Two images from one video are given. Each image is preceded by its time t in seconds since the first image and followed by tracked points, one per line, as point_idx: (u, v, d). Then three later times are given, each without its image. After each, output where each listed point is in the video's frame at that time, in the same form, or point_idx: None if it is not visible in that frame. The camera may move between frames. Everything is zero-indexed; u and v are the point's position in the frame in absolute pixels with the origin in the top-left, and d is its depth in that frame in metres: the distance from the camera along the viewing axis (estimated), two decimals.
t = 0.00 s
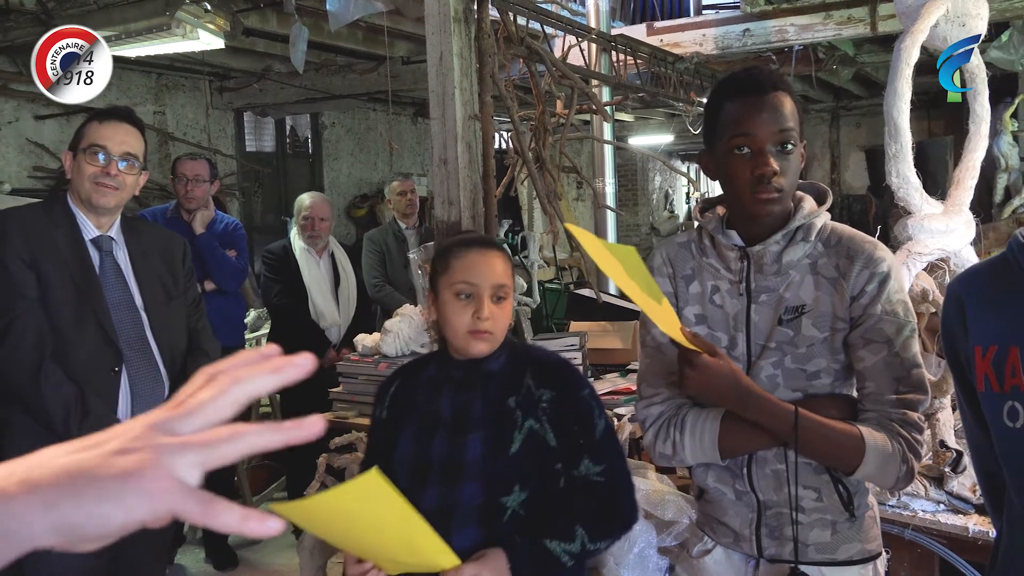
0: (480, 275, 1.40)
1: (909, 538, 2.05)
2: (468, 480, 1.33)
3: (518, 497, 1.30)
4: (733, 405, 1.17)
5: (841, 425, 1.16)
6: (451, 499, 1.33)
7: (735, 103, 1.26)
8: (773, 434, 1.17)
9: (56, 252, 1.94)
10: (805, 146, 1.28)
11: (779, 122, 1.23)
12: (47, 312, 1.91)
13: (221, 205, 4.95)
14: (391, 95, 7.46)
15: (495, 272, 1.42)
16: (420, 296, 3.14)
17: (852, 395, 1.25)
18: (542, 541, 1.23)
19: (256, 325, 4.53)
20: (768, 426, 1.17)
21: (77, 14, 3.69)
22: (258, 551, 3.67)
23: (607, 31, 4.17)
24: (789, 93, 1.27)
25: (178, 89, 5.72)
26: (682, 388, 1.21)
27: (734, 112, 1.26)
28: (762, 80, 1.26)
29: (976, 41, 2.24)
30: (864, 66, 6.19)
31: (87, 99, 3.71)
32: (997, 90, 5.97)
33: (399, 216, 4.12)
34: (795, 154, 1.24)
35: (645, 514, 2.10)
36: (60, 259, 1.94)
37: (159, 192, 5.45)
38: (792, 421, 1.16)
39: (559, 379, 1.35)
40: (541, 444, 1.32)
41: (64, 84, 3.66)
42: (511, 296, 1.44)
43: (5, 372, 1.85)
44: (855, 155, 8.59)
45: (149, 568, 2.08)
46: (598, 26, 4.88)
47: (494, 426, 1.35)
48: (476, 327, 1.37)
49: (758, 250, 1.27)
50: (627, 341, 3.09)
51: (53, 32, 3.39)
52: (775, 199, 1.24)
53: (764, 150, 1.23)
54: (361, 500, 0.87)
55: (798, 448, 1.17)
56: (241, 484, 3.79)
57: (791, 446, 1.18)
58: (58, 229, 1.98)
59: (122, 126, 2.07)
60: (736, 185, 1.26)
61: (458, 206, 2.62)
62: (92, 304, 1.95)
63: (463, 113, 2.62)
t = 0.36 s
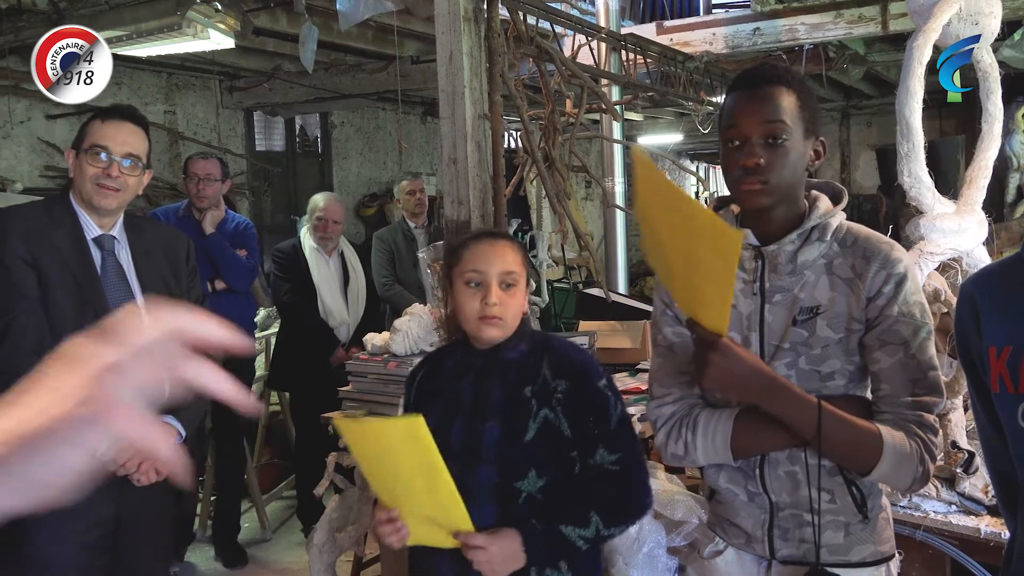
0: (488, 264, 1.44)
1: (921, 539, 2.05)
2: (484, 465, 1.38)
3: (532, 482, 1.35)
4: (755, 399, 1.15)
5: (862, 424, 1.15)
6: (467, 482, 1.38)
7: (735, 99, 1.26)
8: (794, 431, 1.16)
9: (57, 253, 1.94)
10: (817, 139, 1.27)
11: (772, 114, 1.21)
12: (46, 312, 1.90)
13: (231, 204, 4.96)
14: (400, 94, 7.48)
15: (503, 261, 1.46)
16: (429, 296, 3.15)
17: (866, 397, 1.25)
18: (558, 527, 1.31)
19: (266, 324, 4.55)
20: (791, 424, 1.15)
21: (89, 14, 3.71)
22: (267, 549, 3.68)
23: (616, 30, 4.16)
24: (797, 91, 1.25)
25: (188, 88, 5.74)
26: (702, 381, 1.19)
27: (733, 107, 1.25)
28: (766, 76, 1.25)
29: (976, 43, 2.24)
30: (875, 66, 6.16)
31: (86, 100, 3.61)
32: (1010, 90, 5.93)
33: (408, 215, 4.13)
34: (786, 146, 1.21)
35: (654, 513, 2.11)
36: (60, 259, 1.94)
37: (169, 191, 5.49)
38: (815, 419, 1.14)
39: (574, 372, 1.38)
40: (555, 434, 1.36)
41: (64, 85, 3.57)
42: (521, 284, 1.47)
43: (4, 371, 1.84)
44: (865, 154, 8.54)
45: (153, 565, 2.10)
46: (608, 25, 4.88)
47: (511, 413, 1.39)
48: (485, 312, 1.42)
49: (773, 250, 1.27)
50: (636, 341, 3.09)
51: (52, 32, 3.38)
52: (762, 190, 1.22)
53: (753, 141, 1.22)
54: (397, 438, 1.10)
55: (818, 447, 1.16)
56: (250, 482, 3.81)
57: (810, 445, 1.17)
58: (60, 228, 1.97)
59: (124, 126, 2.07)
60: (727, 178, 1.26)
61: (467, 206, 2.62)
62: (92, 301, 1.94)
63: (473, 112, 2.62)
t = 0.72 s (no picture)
0: (478, 254, 1.44)
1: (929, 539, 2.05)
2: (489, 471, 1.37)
3: (538, 487, 1.36)
4: (766, 399, 1.15)
5: (873, 424, 1.15)
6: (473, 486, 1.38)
7: (746, 97, 1.26)
8: (805, 431, 1.16)
9: (51, 254, 1.93)
10: (830, 136, 1.26)
11: (780, 113, 1.21)
12: (41, 316, 1.91)
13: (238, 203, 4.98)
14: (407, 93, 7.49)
15: (495, 251, 1.43)
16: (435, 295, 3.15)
17: (879, 397, 1.25)
18: (564, 531, 1.32)
19: (272, 323, 4.56)
20: (801, 425, 1.15)
21: (96, 14, 3.73)
22: (273, 547, 3.69)
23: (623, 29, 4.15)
24: (808, 90, 1.24)
25: (195, 88, 5.75)
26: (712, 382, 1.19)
27: (743, 106, 1.25)
28: (776, 74, 1.24)
29: (977, 42, 2.25)
30: (882, 65, 6.15)
31: (86, 99, 3.68)
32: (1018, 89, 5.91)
33: (414, 215, 4.12)
34: (794, 144, 1.21)
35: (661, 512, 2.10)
36: (54, 261, 1.93)
37: (176, 191, 5.51)
38: (826, 420, 1.14)
39: (577, 372, 1.37)
40: (561, 437, 1.36)
41: (64, 85, 3.63)
42: (516, 275, 1.44)
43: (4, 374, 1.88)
44: (872, 154, 8.53)
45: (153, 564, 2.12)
46: (615, 24, 4.87)
47: (513, 418, 1.38)
48: (469, 303, 1.42)
49: (785, 249, 1.27)
50: (643, 341, 3.09)
51: (52, 32, 3.38)
52: (768, 189, 1.22)
53: (759, 139, 1.22)
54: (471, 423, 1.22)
55: (829, 447, 1.15)
56: (257, 480, 3.81)
57: (821, 445, 1.16)
58: (53, 226, 1.96)
59: (116, 121, 2.03)
60: (733, 176, 1.26)
61: (474, 205, 2.62)
62: (88, 304, 1.95)
63: (479, 112, 2.62)
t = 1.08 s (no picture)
0: (492, 254, 1.42)
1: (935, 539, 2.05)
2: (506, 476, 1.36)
3: (559, 493, 1.34)
4: (778, 397, 1.15)
5: (886, 425, 1.15)
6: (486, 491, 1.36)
7: (758, 97, 1.25)
8: (818, 431, 1.16)
9: (49, 256, 1.93)
10: (842, 136, 1.26)
11: (792, 113, 1.21)
12: (40, 318, 1.91)
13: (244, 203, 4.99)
14: (412, 93, 7.50)
15: (509, 251, 1.42)
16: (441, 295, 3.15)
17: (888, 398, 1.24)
18: (588, 530, 1.30)
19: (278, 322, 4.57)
20: (814, 424, 1.15)
21: (103, 13, 3.74)
22: (279, 546, 3.70)
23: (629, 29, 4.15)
24: (819, 88, 1.24)
25: (201, 88, 5.76)
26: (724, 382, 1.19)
27: (755, 106, 1.25)
28: (789, 75, 1.24)
29: (978, 43, 2.25)
30: (888, 65, 6.14)
31: (86, 99, 3.65)
32: None
33: (420, 214, 4.13)
34: (806, 145, 1.21)
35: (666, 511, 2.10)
36: (52, 262, 1.93)
37: (183, 190, 5.54)
38: (840, 419, 1.14)
39: (597, 375, 1.36)
40: (581, 442, 1.35)
41: (65, 85, 3.60)
42: (530, 275, 1.42)
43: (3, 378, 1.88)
44: (879, 153, 8.51)
45: (156, 564, 2.12)
46: (621, 24, 4.87)
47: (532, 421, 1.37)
48: (481, 303, 1.40)
49: (797, 248, 1.27)
50: (649, 341, 3.09)
51: (52, 32, 3.40)
52: (779, 189, 1.22)
53: (771, 139, 1.22)
54: (499, 423, 1.24)
55: (841, 446, 1.15)
56: (262, 480, 3.82)
57: (833, 445, 1.16)
58: (47, 224, 1.96)
59: (109, 118, 2.03)
60: (745, 176, 1.26)
61: (480, 205, 2.62)
62: (86, 305, 1.95)
63: (485, 111, 2.62)
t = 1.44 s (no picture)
0: (516, 251, 1.46)
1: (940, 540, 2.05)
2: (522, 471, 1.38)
3: (573, 488, 1.37)
4: (784, 401, 1.15)
5: (895, 427, 1.14)
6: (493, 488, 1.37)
7: (760, 97, 1.25)
8: (822, 432, 1.15)
9: (51, 257, 1.93)
10: (846, 134, 1.26)
11: (794, 111, 1.20)
12: (42, 319, 1.91)
13: (249, 202, 5.00)
14: (417, 93, 7.50)
15: (532, 248, 1.45)
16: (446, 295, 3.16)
17: (894, 399, 1.24)
18: (601, 516, 1.33)
19: (283, 322, 4.59)
20: (818, 425, 1.15)
21: (110, 14, 3.76)
22: (283, 545, 3.71)
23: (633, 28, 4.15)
24: (822, 87, 1.23)
25: (206, 88, 5.78)
26: (729, 386, 1.19)
27: (758, 105, 1.25)
28: (792, 74, 1.24)
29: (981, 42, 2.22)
30: (893, 65, 6.13)
31: (86, 99, 3.60)
32: None
33: (424, 214, 4.13)
34: (806, 144, 1.20)
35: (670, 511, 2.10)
36: (53, 263, 1.93)
37: (188, 190, 5.55)
38: (843, 420, 1.13)
39: (620, 373, 1.41)
40: (600, 438, 1.38)
41: (64, 85, 3.57)
42: (552, 273, 1.45)
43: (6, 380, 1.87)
44: (884, 153, 8.49)
45: (159, 563, 2.13)
46: (625, 23, 4.87)
47: (553, 412, 1.40)
48: (505, 300, 1.44)
49: (804, 248, 1.27)
50: (653, 341, 3.08)
51: (52, 32, 3.41)
52: (781, 187, 1.22)
53: (772, 137, 1.22)
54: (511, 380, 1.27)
55: (849, 450, 1.14)
56: (267, 479, 3.83)
57: (841, 449, 1.15)
58: (47, 224, 1.96)
59: (105, 117, 2.04)
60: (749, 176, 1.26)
61: (484, 204, 2.62)
62: (88, 305, 1.95)
63: (489, 111, 2.62)
